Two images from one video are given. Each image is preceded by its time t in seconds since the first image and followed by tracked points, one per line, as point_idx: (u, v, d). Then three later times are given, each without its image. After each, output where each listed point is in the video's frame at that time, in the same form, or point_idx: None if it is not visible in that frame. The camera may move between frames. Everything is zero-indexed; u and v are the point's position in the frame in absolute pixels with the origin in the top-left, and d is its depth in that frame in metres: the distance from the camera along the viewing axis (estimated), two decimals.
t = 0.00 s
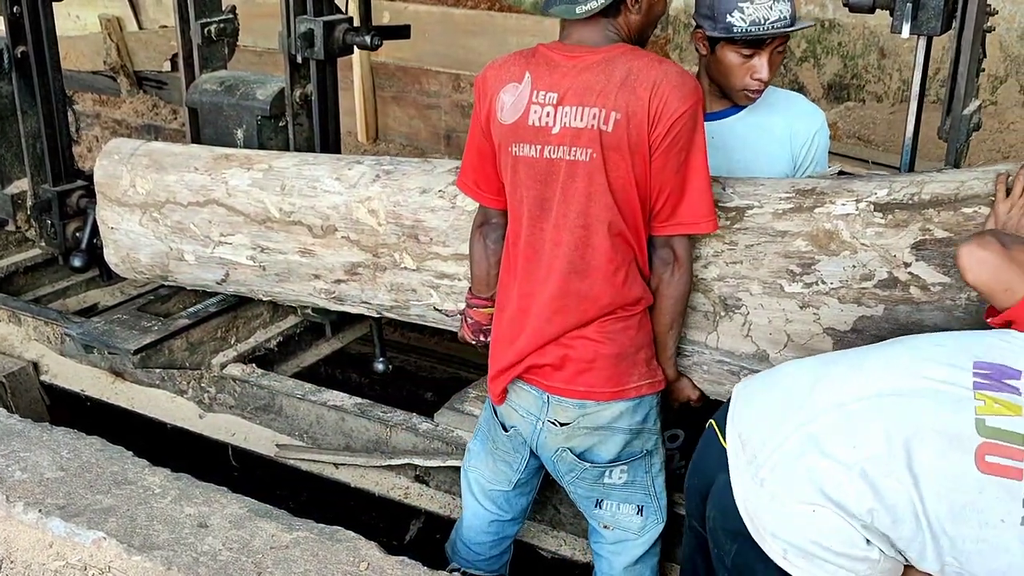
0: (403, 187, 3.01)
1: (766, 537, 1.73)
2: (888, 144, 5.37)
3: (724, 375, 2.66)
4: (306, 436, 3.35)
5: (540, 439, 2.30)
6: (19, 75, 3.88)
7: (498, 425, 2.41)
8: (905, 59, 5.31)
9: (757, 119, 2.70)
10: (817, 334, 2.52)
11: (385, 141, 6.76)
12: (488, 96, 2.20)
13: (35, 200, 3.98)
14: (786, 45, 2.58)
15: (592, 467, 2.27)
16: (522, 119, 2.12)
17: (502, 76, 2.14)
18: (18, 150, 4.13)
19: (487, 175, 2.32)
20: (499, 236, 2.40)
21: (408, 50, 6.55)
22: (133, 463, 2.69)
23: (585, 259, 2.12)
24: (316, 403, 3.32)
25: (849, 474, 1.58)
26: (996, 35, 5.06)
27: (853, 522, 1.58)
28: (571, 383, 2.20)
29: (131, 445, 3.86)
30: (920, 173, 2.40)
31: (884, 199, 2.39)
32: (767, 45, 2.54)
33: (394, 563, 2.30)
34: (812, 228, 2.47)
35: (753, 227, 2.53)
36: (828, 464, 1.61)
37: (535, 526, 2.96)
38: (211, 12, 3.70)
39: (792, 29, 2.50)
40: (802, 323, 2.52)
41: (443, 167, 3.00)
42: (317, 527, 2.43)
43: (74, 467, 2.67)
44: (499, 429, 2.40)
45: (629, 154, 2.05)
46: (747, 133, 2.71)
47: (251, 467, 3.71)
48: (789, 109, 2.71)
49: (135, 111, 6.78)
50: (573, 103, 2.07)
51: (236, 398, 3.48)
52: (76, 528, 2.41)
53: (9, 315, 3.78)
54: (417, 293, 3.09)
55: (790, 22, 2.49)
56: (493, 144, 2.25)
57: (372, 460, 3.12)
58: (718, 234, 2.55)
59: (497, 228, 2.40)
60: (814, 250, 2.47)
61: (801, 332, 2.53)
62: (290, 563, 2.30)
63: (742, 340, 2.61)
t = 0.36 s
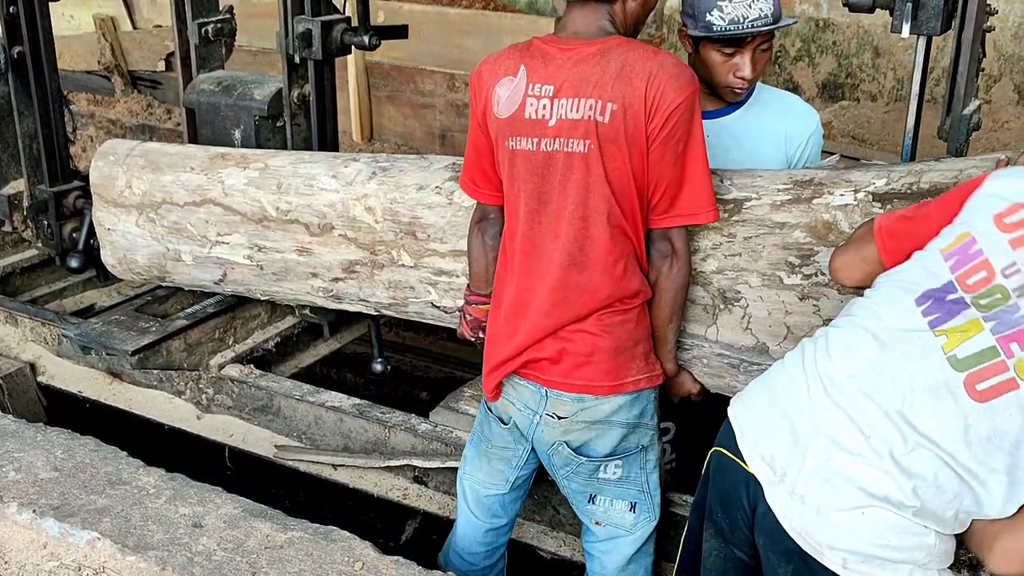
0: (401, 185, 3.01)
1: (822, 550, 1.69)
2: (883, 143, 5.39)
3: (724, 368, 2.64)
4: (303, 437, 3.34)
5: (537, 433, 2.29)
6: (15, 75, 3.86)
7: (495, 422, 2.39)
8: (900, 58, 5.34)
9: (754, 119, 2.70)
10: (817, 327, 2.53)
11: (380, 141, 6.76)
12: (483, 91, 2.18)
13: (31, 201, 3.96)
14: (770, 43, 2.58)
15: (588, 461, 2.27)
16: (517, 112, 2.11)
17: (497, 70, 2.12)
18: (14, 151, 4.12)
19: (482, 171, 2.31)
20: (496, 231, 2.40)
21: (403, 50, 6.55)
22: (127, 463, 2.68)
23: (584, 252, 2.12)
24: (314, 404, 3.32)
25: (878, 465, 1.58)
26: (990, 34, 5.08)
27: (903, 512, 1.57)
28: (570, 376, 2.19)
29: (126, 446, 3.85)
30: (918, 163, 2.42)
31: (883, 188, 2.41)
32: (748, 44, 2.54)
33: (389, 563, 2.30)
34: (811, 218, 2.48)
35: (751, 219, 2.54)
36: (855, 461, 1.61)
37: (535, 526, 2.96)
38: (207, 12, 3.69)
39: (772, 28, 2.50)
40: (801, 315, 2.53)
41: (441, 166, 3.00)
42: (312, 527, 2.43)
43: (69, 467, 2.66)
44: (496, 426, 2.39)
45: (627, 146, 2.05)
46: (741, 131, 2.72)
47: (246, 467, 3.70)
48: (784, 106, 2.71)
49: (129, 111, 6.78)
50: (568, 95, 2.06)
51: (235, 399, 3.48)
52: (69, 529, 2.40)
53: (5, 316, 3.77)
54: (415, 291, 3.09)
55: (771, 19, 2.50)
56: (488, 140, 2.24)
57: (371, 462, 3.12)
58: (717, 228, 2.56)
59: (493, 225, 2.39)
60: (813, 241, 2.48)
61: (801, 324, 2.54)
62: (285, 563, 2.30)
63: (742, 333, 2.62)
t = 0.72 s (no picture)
0: (398, 191, 3.01)
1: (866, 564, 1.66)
2: (879, 142, 5.41)
3: (723, 381, 2.64)
4: (301, 437, 3.34)
5: (523, 442, 2.28)
6: (10, 74, 3.84)
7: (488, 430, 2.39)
8: (896, 56, 5.35)
9: (753, 124, 2.71)
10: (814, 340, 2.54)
11: (377, 140, 6.77)
12: (468, 105, 2.17)
13: (28, 201, 3.96)
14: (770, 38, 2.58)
15: (570, 466, 2.27)
16: (505, 127, 2.11)
17: (482, 85, 2.11)
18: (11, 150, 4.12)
19: (472, 184, 2.31)
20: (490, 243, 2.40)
21: (399, 49, 6.54)
22: (124, 463, 2.68)
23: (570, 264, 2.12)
24: (312, 404, 3.31)
25: (901, 467, 1.59)
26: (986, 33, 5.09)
27: (941, 510, 1.57)
28: (559, 387, 2.18)
29: (123, 446, 3.84)
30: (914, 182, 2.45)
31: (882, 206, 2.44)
32: (749, 40, 2.53)
33: (386, 562, 2.30)
34: (810, 236, 2.49)
35: (749, 234, 2.55)
36: (878, 469, 1.61)
37: (532, 527, 2.96)
38: (204, 12, 3.68)
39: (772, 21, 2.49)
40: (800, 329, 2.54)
41: (439, 171, 3.00)
42: (309, 527, 2.43)
43: (65, 468, 2.66)
44: (487, 435, 2.40)
45: (611, 166, 2.04)
46: (743, 132, 2.73)
47: (244, 467, 3.69)
48: (786, 108, 2.71)
49: (124, 110, 6.94)
50: (554, 114, 2.05)
51: (232, 399, 3.47)
52: (66, 529, 2.40)
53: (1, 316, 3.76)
54: (413, 298, 3.08)
55: (772, 14, 2.48)
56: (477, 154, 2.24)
57: (371, 460, 3.12)
58: (714, 241, 2.57)
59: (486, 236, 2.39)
60: (811, 257, 2.49)
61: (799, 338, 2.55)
62: (282, 563, 2.30)
63: (740, 346, 2.62)
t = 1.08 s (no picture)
0: (398, 189, 3.01)
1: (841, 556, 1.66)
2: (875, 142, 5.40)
3: (722, 378, 2.64)
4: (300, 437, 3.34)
5: (518, 439, 2.28)
6: (7, 74, 3.84)
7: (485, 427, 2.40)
8: (893, 55, 5.34)
9: (761, 114, 2.73)
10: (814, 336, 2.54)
11: (373, 140, 6.77)
12: (462, 104, 2.18)
13: (25, 201, 3.96)
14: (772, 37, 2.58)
15: (565, 464, 2.27)
16: (496, 128, 2.11)
17: (473, 86, 2.12)
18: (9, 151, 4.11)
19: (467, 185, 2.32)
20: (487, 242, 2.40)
21: (396, 49, 6.53)
22: (121, 463, 2.67)
23: (562, 264, 2.12)
24: (310, 404, 3.31)
25: (874, 458, 1.59)
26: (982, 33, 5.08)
27: (913, 501, 1.56)
28: (547, 384, 2.19)
29: (120, 447, 3.84)
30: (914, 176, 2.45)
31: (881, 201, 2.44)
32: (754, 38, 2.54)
33: (384, 563, 2.30)
34: (810, 231, 2.49)
35: (750, 229, 2.55)
36: (853, 462, 1.61)
37: (531, 526, 2.96)
38: (201, 12, 3.68)
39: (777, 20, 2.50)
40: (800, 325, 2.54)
41: (438, 170, 3.00)
42: (307, 527, 2.43)
43: (62, 469, 2.65)
44: (484, 432, 2.40)
45: (602, 167, 2.04)
46: (752, 123, 2.74)
47: (242, 467, 3.67)
48: (792, 98, 2.75)
49: (120, 110, 7.01)
50: (544, 114, 2.05)
51: (229, 399, 3.46)
52: (63, 529, 2.39)
53: None
54: (412, 296, 3.08)
55: (774, 13, 2.50)
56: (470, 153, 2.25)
57: (367, 462, 3.11)
58: (714, 237, 2.57)
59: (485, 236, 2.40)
60: (810, 252, 2.49)
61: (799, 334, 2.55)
62: (279, 563, 2.30)
63: (739, 342, 2.62)
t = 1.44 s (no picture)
0: (394, 189, 3.00)
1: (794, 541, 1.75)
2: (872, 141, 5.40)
3: (718, 377, 2.64)
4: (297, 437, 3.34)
5: (499, 436, 2.30)
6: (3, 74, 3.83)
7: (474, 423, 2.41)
8: (889, 55, 5.34)
9: (795, 101, 2.78)
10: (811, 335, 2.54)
11: (370, 139, 6.77)
12: (455, 94, 2.21)
13: (21, 202, 3.95)
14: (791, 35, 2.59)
15: (547, 466, 2.26)
16: (476, 122, 2.13)
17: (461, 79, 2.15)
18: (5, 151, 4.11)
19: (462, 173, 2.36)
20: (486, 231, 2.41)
21: (392, 48, 6.53)
22: (118, 464, 2.67)
23: (538, 266, 2.13)
24: (307, 404, 3.31)
25: (829, 453, 1.66)
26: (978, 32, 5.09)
27: (863, 497, 1.64)
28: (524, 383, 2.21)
29: (116, 447, 3.84)
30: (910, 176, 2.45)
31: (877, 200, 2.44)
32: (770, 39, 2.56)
33: (380, 563, 2.30)
34: (805, 230, 2.50)
35: (746, 229, 2.55)
36: (811, 455, 1.68)
37: (527, 526, 2.96)
38: (197, 12, 3.67)
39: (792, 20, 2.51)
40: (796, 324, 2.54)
41: (435, 170, 3.00)
42: (303, 528, 2.43)
43: (58, 469, 2.65)
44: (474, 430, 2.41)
45: (565, 180, 2.00)
46: (788, 112, 2.79)
47: (239, 467, 3.69)
48: (822, 87, 2.82)
49: (117, 110, 7.00)
50: (514, 119, 2.04)
51: (226, 400, 3.46)
52: (60, 530, 2.39)
53: None
54: (408, 296, 3.08)
55: (788, 14, 2.50)
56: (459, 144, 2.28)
57: (364, 461, 3.10)
58: (710, 237, 2.57)
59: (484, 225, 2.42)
60: (806, 252, 2.50)
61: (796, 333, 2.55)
62: (276, 563, 2.30)
63: (736, 342, 2.63)
